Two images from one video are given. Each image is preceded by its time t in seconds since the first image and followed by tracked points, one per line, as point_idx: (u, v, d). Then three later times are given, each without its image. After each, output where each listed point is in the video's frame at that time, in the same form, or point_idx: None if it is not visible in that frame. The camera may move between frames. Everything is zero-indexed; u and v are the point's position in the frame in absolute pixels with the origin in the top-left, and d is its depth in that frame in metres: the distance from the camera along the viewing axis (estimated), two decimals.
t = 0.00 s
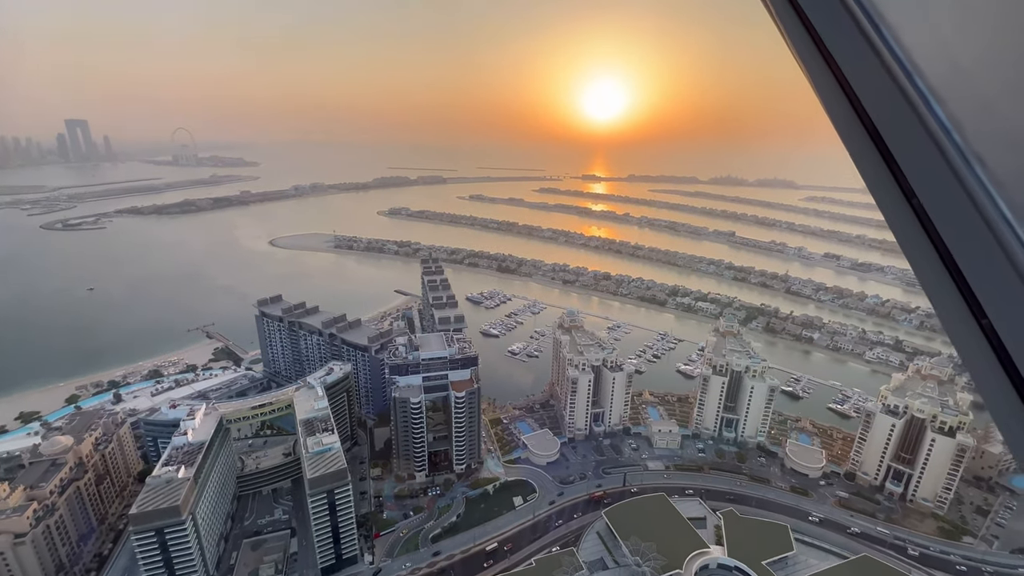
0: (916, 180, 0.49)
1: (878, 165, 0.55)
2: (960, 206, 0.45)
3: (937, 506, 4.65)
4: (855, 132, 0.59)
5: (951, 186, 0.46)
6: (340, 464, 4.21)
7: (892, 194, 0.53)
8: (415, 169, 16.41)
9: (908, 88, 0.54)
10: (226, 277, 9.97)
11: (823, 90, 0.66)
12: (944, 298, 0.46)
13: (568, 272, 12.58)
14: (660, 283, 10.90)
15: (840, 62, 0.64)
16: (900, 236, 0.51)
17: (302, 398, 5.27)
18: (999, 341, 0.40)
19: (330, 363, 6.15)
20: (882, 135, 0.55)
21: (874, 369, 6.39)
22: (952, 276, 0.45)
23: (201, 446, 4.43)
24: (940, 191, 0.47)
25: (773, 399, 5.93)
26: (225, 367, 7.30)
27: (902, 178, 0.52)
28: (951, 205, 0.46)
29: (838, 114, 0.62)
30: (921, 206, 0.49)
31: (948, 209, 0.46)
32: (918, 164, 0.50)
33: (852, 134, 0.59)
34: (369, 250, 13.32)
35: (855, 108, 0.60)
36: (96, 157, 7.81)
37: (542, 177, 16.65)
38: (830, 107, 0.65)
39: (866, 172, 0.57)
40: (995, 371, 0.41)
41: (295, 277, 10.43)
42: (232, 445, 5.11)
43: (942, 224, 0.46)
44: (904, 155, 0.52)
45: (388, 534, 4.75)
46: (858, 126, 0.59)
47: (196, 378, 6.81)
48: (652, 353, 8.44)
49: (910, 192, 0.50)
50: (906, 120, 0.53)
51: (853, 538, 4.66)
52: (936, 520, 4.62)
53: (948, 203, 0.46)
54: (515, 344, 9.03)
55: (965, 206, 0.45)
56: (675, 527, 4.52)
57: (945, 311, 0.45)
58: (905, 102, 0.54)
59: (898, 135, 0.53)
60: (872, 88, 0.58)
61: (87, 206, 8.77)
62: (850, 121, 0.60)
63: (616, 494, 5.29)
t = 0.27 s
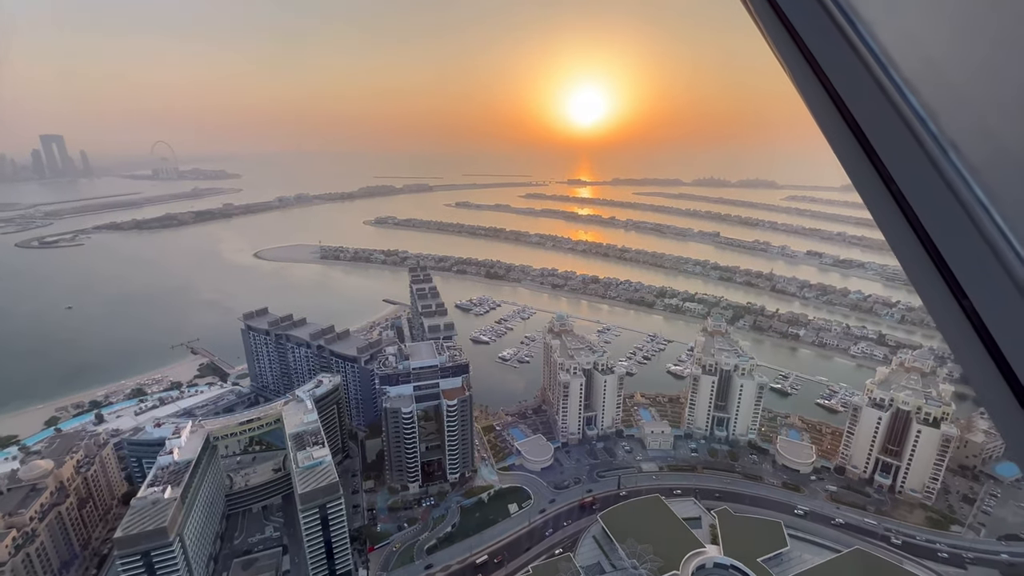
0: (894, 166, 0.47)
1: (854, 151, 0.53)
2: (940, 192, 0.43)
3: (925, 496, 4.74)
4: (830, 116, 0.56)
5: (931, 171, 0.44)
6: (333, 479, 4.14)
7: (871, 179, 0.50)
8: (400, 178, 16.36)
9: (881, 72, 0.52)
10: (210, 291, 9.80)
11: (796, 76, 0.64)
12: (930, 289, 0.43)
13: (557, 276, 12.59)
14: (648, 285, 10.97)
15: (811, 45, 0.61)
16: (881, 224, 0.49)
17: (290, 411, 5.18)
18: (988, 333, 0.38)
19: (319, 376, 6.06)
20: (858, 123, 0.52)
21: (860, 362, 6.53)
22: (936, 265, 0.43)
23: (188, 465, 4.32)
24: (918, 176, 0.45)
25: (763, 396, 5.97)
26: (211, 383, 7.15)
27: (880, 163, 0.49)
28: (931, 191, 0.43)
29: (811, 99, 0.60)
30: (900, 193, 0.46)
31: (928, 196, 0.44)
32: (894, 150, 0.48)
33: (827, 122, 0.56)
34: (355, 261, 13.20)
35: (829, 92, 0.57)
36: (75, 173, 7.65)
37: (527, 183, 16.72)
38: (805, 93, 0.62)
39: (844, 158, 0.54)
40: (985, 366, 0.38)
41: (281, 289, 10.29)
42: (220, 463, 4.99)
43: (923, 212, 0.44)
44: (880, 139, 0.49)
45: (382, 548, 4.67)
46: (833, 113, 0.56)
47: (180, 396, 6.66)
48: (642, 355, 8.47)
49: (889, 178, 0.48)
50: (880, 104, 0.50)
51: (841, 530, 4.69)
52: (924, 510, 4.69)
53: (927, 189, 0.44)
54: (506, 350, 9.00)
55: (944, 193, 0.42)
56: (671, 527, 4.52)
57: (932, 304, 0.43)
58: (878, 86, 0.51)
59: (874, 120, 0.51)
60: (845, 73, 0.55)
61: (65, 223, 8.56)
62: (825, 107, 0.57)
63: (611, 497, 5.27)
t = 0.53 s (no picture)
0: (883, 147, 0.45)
1: (838, 132, 0.51)
2: (928, 175, 0.42)
3: (915, 482, 4.81)
4: (808, 95, 0.54)
5: (917, 156, 0.43)
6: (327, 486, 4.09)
7: (854, 160, 0.48)
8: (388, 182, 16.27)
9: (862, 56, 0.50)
10: (197, 300, 9.66)
11: (772, 51, 0.61)
12: (918, 272, 0.42)
13: (548, 276, 12.59)
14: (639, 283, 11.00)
15: (784, 19, 0.60)
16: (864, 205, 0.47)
17: (282, 419, 5.11)
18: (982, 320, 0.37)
19: (311, 382, 5.99)
20: (841, 102, 0.51)
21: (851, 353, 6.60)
22: (924, 249, 0.42)
23: (179, 478, 4.25)
24: (905, 161, 0.44)
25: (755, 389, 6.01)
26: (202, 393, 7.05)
27: (865, 145, 0.48)
28: (919, 175, 0.43)
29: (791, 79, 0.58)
30: (886, 175, 0.45)
31: (916, 178, 0.43)
32: (880, 131, 0.47)
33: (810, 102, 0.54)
34: (346, 266, 12.98)
35: (808, 72, 0.55)
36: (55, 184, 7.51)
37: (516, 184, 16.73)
38: (782, 71, 0.60)
39: (826, 139, 0.52)
40: (980, 351, 0.38)
41: (269, 296, 10.16)
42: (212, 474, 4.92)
43: (911, 195, 0.43)
44: (864, 122, 0.48)
45: (380, 554, 4.62)
46: (814, 91, 0.54)
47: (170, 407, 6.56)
48: (635, 352, 8.50)
49: (874, 159, 0.46)
50: (862, 87, 0.49)
51: (835, 520, 4.70)
52: (914, 496, 4.75)
53: (915, 172, 0.43)
54: (499, 351, 8.97)
55: (932, 178, 0.42)
56: (668, 523, 4.52)
57: (921, 287, 0.42)
58: (860, 69, 0.50)
59: (856, 101, 0.49)
60: (825, 54, 0.54)
61: (46, 235, 8.39)
62: (805, 85, 0.55)
63: (607, 495, 5.26)
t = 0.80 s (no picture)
0: (868, 125, 0.46)
1: (826, 112, 0.52)
2: (910, 149, 0.42)
3: (908, 467, 4.88)
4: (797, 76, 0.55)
5: (900, 130, 0.43)
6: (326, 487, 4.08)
7: (846, 140, 0.49)
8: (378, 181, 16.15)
9: (844, 31, 0.50)
10: (188, 304, 9.57)
11: (763, 35, 0.62)
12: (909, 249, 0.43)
13: (542, 271, 12.54)
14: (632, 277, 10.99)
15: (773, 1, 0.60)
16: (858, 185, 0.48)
17: (279, 421, 5.09)
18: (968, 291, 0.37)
19: (308, 384, 5.95)
20: (828, 83, 0.51)
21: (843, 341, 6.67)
22: (913, 224, 0.42)
23: (176, 483, 4.22)
24: (891, 136, 0.44)
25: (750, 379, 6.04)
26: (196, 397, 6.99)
27: (853, 124, 0.48)
28: (903, 149, 0.43)
29: (782, 61, 0.58)
30: (874, 153, 0.46)
31: (901, 153, 0.43)
32: (866, 108, 0.47)
33: (800, 85, 0.55)
34: (339, 266, 12.84)
35: (797, 53, 0.56)
36: (40, 190, 7.39)
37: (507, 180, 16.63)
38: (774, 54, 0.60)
39: (818, 120, 0.53)
40: (967, 322, 0.38)
41: (261, 298, 10.08)
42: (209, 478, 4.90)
43: (897, 170, 0.43)
44: (852, 102, 0.48)
45: (381, 553, 4.62)
46: (804, 74, 0.55)
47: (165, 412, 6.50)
48: (630, 346, 8.50)
49: (862, 138, 0.47)
50: (846, 64, 0.49)
51: (830, 505, 4.76)
52: (906, 480, 4.82)
53: (899, 147, 0.43)
54: (495, 348, 8.95)
55: (915, 150, 0.41)
56: (666, 513, 4.55)
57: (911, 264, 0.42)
58: (843, 46, 0.50)
59: (842, 80, 0.50)
60: (811, 33, 0.54)
61: (32, 241, 8.27)
62: (795, 69, 0.56)
63: (605, 488, 5.28)
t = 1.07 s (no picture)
0: (854, 100, 0.43)
1: (813, 83, 0.49)
2: (898, 124, 0.39)
3: (902, 451, 4.93)
4: (781, 43, 0.52)
5: (888, 103, 0.40)
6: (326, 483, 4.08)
7: (833, 116, 0.47)
8: (371, 176, 16.04)
9: None
10: (183, 303, 9.51)
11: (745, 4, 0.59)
12: (901, 228, 0.41)
13: (538, 264, 12.52)
14: (628, 268, 10.99)
15: None
16: (848, 163, 0.46)
17: (277, 418, 5.07)
18: (963, 272, 0.36)
19: (305, 380, 5.93)
20: (811, 52, 0.49)
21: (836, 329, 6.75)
22: (905, 202, 0.41)
23: (174, 482, 4.21)
24: (880, 109, 0.41)
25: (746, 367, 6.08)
26: (193, 396, 6.96)
27: (840, 97, 0.46)
28: (890, 125, 0.40)
29: (763, 29, 0.56)
30: (862, 128, 0.44)
31: (888, 128, 0.41)
32: (854, 79, 0.44)
33: (784, 54, 0.52)
34: (334, 262, 12.77)
35: (779, 21, 0.53)
36: (27, 190, 7.31)
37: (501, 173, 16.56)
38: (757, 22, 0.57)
39: (804, 91, 0.51)
40: (962, 307, 0.37)
41: (255, 295, 10.03)
42: (208, 476, 4.90)
43: (886, 147, 0.41)
44: (838, 74, 0.45)
45: (381, 548, 4.63)
46: (787, 44, 0.52)
47: (162, 412, 6.48)
48: (626, 337, 8.53)
49: (851, 114, 0.45)
50: (826, 32, 0.47)
51: (825, 490, 4.80)
52: (900, 464, 4.88)
53: (886, 121, 0.41)
54: (492, 341, 8.96)
55: (903, 124, 0.39)
56: (662, 502, 4.58)
57: (903, 244, 0.41)
58: (827, 12, 0.47)
59: (824, 48, 0.47)
60: None
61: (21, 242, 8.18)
62: (777, 38, 0.53)
63: (603, 478, 5.31)
